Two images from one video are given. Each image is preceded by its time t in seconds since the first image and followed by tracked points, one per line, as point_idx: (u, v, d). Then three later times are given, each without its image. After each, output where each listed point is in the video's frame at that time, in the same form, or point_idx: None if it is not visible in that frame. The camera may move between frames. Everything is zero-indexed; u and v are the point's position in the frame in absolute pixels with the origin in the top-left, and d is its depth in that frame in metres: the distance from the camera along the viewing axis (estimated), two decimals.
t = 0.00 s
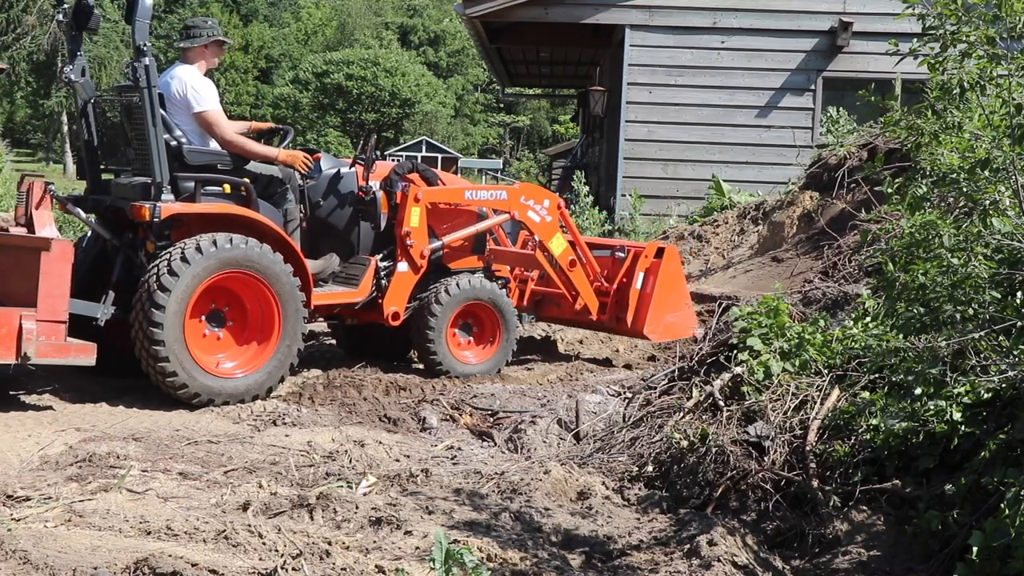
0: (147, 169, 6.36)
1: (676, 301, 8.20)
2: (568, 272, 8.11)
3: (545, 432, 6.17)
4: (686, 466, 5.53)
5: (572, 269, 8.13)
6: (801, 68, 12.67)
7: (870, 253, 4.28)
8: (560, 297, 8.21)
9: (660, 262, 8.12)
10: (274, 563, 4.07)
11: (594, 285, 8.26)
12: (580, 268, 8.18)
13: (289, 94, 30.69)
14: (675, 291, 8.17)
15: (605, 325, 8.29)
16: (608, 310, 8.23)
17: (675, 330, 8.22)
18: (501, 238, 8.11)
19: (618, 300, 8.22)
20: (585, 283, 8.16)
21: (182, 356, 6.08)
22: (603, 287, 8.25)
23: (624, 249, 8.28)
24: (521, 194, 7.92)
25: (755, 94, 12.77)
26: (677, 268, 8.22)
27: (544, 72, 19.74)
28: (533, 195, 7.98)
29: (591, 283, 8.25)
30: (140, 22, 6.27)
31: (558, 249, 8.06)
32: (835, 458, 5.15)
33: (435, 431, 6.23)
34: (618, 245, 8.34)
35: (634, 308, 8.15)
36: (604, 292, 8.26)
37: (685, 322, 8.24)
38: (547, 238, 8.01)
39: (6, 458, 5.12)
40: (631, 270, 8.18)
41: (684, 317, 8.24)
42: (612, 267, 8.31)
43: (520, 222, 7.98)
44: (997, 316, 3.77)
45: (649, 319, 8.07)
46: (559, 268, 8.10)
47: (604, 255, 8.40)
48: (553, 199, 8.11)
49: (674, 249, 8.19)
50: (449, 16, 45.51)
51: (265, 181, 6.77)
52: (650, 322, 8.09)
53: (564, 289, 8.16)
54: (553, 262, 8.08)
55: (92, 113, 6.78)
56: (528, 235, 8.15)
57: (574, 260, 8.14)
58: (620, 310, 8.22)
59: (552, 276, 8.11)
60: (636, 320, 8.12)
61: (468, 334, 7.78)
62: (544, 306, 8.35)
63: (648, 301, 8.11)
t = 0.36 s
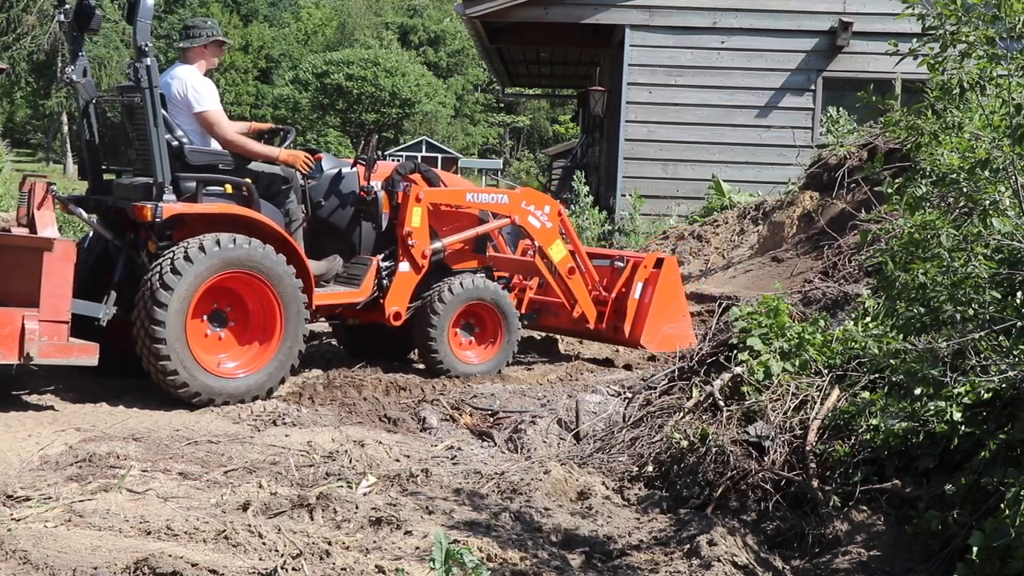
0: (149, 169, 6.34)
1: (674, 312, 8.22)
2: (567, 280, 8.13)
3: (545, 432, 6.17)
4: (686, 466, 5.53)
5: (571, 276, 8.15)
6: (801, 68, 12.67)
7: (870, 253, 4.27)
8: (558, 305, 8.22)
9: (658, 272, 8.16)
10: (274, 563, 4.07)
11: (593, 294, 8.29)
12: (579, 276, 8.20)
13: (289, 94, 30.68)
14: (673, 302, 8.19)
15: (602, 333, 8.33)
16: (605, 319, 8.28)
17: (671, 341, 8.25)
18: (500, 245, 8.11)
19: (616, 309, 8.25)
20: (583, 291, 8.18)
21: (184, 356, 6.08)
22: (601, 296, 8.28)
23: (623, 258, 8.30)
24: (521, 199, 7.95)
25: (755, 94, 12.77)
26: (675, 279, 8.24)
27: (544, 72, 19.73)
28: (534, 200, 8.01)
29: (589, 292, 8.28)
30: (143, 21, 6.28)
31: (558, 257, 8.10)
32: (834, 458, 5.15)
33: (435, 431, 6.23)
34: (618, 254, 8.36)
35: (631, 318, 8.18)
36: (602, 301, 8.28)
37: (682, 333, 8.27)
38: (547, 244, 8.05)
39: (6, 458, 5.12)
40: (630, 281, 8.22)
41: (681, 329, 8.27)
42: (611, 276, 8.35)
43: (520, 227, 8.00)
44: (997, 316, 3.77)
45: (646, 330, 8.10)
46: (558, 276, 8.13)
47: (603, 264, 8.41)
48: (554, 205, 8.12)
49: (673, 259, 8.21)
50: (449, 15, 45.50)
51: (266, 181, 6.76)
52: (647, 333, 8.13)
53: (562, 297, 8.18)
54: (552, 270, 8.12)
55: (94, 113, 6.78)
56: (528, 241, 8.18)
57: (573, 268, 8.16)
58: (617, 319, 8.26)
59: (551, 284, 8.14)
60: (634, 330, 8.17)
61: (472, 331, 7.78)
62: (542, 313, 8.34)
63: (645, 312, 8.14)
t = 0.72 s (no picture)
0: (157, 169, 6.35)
1: (677, 322, 8.10)
2: (570, 286, 8.14)
3: (545, 432, 6.17)
4: (686, 466, 5.54)
5: (575, 283, 8.15)
6: (801, 68, 12.67)
7: (869, 253, 4.27)
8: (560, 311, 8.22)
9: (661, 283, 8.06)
10: (274, 563, 4.07)
11: (595, 302, 8.27)
12: (582, 283, 8.20)
13: (289, 94, 30.71)
14: (675, 312, 8.07)
15: (604, 342, 8.28)
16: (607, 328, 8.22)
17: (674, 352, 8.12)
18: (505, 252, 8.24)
19: (618, 318, 8.20)
20: (586, 298, 8.16)
21: (193, 354, 6.08)
22: (604, 304, 8.25)
23: (627, 268, 8.27)
24: (528, 204, 8.00)
25: (755, 94, 12.77)
26: (679, 289, 8.10)
27: (544, 72, 19.72)
28: (540, 206, 8.08)
29: (592, 300, 8.26)
30: (151, 23, 6.27)
31: (562, 262, 8.11)
32: (835, 458, 5.15)
33: (435, 431, 6.23)
34: (622, 264, 8.35)
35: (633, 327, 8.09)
36: (604, 309, 8.25)
37: (686, 343, 8.14)
38: (551, 250, 8.07)
39: (6, 457, 5.12)
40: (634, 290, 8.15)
41: (684, 339, 8.14)
42: (614, 286, 8.30)
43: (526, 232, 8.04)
44: (997, 317, 3.77)
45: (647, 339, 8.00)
46: (562, 282, 8.15)
47: (608, 273, 8.38)
48: (560, 212, 8.19)
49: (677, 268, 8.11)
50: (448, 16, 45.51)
51: (274, 181, 6.75)
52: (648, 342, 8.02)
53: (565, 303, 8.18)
54: (555, 275, 8.15)
55: (102, 113, 6.82)
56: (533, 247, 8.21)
57: (577, 275, 8.16)
58: (619, 328, 8.20)
59: (554, 289, 8.17)
60: (636, 340, 8.08)
61: (481, 331, 7.79)
62: (544, 322, 8.38)
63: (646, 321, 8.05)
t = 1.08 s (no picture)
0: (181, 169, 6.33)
1: (689, 334, 8.14)
2: (585, 293, 8.17)
3: (545, 432, 6.17)
4: (686, 466, 5.54)
5: (589, 290, 8.19)
6: (801, 68, 12.67)
7: (869, 253, 4.27)
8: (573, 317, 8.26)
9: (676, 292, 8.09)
10: (274, 563, 4.07)
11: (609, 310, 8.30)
12: (597, 291, 8.23)
13: (289, 94, 30.74)
14: (688, 323, 8.11)
15: (617, 350, 8.32)
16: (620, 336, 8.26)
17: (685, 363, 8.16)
18: (520, 258, 8.29)
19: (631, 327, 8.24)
20: (599, 305, 8.20)
21: (213, 351, 6.13)
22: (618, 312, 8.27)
23: (641, 277, 8.29)
24: (545, 209, 8.00)
25: (755, 94, 12.77)
26: (693, 300, 8.13)
27: (544, 72, 19.72)
28: (557, 212, 8.08)
29: (606, 308, 8.29)
30: (175, 24, 6.30)
31: (577, 269, 8.14)
32: (835, 458, 5.15)
33: (435, 431, 6.23)
34: (637, 273, 8.38)
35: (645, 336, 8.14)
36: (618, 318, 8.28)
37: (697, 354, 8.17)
38: (567, 256, 8.10)
39: (6, 458, 5.12)
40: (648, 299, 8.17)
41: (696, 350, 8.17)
42: (629, 294, 8.35)
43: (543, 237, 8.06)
44: (996, 317, 3.77)
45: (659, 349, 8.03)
46: (577, 289, 8.18)
47: (623, 282, 8.42)
48: (577, 219, 8.18)
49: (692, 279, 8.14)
50: (447, 15, 45.52)
51: (296, 181, 6.76)
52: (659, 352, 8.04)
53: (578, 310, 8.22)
54: (570, 282, 8.19)
55: (125, 112, 6.89)
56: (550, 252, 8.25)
57: (593, 282, 8.19)
58: (632, 336, 8.23)
59: (569, 296, 8.21)
60: (648, 348, 8.11)
61: (500, 331, 7.80)
62: (558, 329, 8.45)
63: (659, 330, 8.08)
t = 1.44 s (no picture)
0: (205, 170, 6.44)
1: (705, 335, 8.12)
2: (604, 295, 8.19)
3: (545, 432, 6.17)
4: (686, 466, 5.53)
5: (608, 292, 8.21)
6: (801, 68, 12.67)
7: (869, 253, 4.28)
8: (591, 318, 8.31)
9: (694, 295, 8.05)
10: (274, 563, 4.07)
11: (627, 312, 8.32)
12: (615, 292, 8.24)
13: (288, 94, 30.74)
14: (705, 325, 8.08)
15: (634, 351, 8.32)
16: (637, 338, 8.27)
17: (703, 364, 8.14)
18: (538, 260, 8.38)
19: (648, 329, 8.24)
20: (617, 307, 8.23)
21: (235, 341, 6.21)
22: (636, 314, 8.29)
23: (659, 280, 8.28)
24: (564, 211, 8.04)
25: (755, 94, 12.77)
26: (711, 302, 8.12)
27: (544, 72, 19.71)
28: (576, 214, 8.10)
29: (623, 309, 8.30)
30: (201, 25, 6.36)
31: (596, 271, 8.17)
32: (835, 458, 5.15)
33: (435, 431, 6.23)
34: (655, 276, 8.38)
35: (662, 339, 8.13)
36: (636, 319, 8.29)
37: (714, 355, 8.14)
38: (585, 258, 8.13)
39: (6, 458, 5.12)
40: (666, 300, 8.15)
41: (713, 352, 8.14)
42: (647, 296, 8.35)
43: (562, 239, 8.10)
44: (996, 317, 3.77)
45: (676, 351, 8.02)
46: (595, 290, 8.21)
47: (641, 285, 8.43)
48: (597, 221, 8.19)
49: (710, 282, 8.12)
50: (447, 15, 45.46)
51: (318, 181, 6.87)
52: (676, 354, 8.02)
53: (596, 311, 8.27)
54: (589, 284, 8.23)
55: (150, 114, 6.93)
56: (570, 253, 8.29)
57: (612, 284, 8.21)
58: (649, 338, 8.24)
59: (587, 297, 8.25)
60: (664, 351, 8.10)
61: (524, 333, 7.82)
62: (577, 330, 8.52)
63: (676, 333, 8.07)
